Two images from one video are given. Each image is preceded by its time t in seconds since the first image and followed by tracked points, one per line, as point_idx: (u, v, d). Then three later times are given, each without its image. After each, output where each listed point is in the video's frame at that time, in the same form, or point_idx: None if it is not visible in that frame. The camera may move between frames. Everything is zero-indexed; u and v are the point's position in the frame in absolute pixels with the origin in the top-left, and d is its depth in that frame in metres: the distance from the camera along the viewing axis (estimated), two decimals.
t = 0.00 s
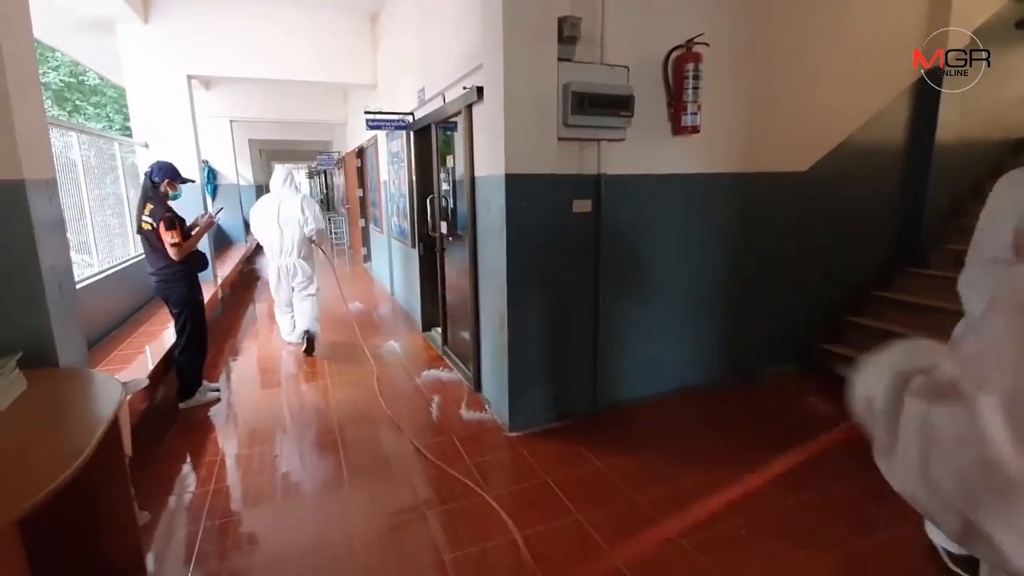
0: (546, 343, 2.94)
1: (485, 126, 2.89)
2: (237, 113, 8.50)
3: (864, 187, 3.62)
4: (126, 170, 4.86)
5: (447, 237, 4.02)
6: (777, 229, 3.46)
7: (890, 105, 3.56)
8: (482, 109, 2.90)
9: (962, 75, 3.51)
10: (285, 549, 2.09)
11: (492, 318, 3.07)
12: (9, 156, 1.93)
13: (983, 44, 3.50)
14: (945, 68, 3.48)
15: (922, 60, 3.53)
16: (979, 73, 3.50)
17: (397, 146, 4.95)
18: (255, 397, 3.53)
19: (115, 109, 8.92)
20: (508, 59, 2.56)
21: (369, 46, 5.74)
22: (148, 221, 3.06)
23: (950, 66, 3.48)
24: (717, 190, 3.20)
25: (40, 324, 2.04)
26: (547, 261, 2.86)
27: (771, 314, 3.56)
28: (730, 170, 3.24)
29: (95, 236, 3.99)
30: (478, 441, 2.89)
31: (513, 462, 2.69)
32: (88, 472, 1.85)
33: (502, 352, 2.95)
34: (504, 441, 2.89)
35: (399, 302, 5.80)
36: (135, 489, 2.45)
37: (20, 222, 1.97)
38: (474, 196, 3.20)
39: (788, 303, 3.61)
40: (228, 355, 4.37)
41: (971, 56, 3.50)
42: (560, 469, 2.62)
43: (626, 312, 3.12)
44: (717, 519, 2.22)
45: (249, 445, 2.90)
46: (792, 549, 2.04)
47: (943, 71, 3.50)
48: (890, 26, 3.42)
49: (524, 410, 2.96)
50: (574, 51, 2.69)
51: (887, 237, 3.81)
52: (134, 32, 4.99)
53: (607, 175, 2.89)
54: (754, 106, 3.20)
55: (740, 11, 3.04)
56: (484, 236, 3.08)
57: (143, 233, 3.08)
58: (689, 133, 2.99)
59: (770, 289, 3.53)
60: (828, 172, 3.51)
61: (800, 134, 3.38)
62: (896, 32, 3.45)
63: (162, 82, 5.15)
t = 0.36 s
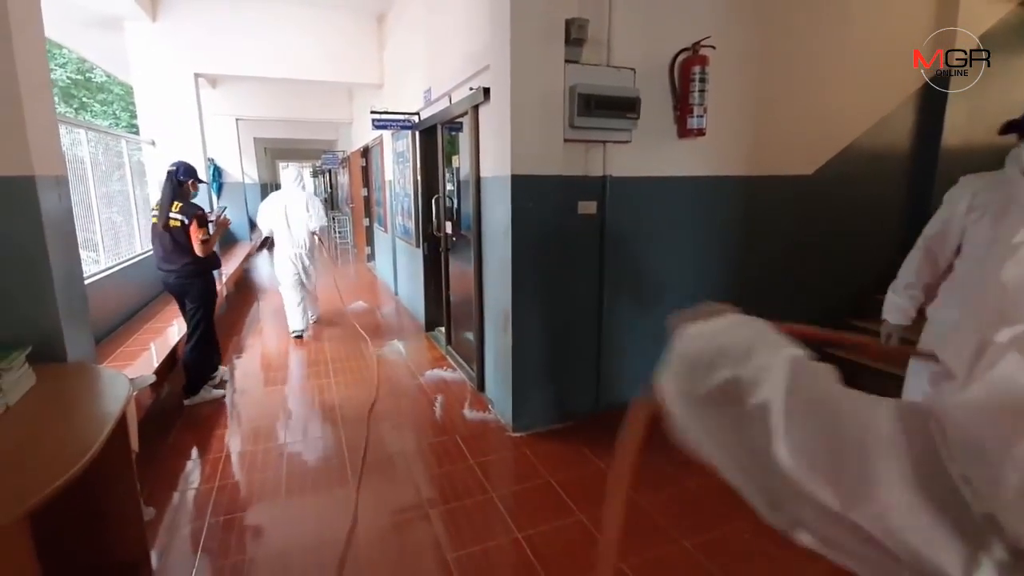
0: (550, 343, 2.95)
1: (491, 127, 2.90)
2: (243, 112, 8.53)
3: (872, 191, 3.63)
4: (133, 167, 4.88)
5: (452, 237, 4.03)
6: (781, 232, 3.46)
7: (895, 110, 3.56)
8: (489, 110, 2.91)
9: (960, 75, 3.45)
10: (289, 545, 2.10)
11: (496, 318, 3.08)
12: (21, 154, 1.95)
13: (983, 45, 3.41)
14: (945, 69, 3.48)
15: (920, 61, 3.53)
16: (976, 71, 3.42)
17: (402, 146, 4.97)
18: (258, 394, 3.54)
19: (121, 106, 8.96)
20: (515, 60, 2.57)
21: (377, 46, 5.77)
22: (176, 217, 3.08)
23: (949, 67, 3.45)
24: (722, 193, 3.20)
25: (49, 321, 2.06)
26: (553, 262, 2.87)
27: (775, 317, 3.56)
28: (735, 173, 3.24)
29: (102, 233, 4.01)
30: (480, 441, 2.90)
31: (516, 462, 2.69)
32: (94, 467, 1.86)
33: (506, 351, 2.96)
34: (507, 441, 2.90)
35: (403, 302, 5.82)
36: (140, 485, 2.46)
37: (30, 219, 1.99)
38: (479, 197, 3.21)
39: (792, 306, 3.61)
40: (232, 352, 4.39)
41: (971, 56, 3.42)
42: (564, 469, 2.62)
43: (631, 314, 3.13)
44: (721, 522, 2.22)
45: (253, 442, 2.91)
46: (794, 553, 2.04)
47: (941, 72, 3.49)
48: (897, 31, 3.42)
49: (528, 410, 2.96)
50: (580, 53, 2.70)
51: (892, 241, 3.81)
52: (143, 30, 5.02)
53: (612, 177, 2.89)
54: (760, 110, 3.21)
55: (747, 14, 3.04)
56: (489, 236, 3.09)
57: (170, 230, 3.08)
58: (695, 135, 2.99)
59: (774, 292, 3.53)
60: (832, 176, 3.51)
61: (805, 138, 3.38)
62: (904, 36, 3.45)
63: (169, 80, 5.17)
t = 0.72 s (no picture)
0: (551, 344, 2.95)
1: (495, 129, 2.91)
2: (247, 111, 8.55)
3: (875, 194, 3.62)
4: (139, 166, 4.90)
5: (454, 238, 4.04)
6: (784, 235, 3.46)
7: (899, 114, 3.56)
8: (493, 111, 2.92)
9: (961, 75, 3.51)
10: (290, 544, 2.11)
11: (498, 319, 3.08)
12: (28, 151, 1.96)
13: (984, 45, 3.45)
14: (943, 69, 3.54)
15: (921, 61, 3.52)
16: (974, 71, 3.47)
17: (405, 147, 4.98)
18: (259, 394, 3.55)
19: (126, 105, 8.99)
20: (519, 61, 2.58)
21: (381, 47, 5.78)
22: (202, 214, 3.27)
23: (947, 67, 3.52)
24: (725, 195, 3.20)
25: (54, 318, 2.07)
26: (555, 263, 2.87)
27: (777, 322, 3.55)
28: (738, 176, 3.24)
29: (107, 231, 4.03)
30: (481, 442, 2.90)
31: (516, 462, 2.69)
32: (96, 464, 1.86)
33: (507, 351, 2.96)
34: (507, 442, 2.89)
35: (404, 302, 5.83)
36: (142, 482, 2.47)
37: (36, 217, 2.00)
38: (482, 198, 3.22)
39: (794, 309, 3.61)
40: (234, 351, 4.40)
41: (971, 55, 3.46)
42: (565, 471, 2.62)
43: (632, 315, 3.13)
44: (723, 527, 2.21)
45: (254, 442, 2.91)
46: (796, 557, 2.03)
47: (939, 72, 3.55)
48: (902, 34, 3.42)
49: (529, 411, 2.96)
50: (584, 55, 2.71)
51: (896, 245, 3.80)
52: (148, 30, 5.04)
53: (615, 179, 2.90)
54: (764, 113, 3.21)
55: (750, 16, 3.04)
56: (492, 237, 3.09)
57: (196, 226, 3.24)
58: (698, 138, 3.00)
59: (776, 294, 3.53)
60: (835, 180, 3.51)
61: (809, 141, 3.38)
62: (908, 40, 3.45)
63: (174, 80, 5.19)
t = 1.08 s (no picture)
0: (551, 346, 2.94)
1: (497, 130, 2.91)
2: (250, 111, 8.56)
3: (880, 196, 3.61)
4: (141, 166, 4.91)
5: (456, 239, 4.04)
6: (785, 239, 3.45)
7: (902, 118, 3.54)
8: (495, 113, 2.93)
9: (961, 75, 3.16)
10: (290, 545, 2.10)
11: (499, 320, 3.09)
12: (32, 151, 1.96)
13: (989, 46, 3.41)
14: (944, 69, 3.21)
15: (921, 60, 3.26)
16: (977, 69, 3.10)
17: (407, 148, 4.98)
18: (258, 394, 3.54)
19: (130, 105, 9.02)
20: (521, 63, 2.58)
21: (384, 48, 5.79)
22: (213, 211, 3.51)
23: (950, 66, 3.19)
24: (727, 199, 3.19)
25: (54, 316, 2.06)
26: (555, 265, 2.86)
27: (778, 325, 3.53)
28: (740, 179, 3.24)
29: (108, 230, 4.03)
30: (482, 445, 2.89)
31: (516, 465, 2.69)
32: (96, 463, 1.86)
33: (508, 353, 2.96)
34: (507, 444, 2.88)
35: (405, 303, 5.84)
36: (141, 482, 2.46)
37: (37, 216, 2.00)
38: (484, 199, 3.21)
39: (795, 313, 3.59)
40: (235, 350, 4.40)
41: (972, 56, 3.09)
42: (565, 474, 2.61)
43: (634, 317, 3.12)
44: (723, 531, 2.20)
45: (253, 442, 2.90)
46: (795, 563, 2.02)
47: (940, 71, 3.23)
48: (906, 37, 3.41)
49: (529, 413, 2.95)
50: (587, 57, 2.70)
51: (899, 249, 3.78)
52: (152, 30, 5.05)
53: (617, 181, 2.89)
54: (766, 116, 3.20)
55: (753, 20, 3.04)
56: (493, 239, 3.09)
57: (209, 222, 3.49)
58: (701, 140, 2.99)
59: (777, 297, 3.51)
60: (839, 184, 3.49)
61: (811, 145, 3.38)
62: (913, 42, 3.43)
63: (177, 80, 5.20)
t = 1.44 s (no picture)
0: (551, 348, 2.92)
1: (498, 131, 2.90)
2: (252, 112, 8.58)
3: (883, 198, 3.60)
4: (141, 167, 4.90)
5: (456, 241, 4.03)
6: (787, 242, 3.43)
7: (905, 120, 3.53)
8: (495, 114, 2.92)
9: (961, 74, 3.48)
10: (288, 547, 2.09)
11: (499, 322, 3.08)
12: (31, 151, 1.96)
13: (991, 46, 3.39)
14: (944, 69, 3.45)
15: (922, 60, 3.39)
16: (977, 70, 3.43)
17: (408, 149, 4.98)
18: (258, 395, 3.54)
19: (132, 106, 9.04)
20: (522, 64, 2.57)
21: (386, 50, 5.80)
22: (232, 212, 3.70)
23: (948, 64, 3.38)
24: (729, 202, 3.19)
25: (52, 316, 2.06)
26: (556, 266, 2.85)
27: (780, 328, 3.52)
28: (741, 181, 3.22)
29: (109, 230, 4.03)
30: (482, 447, 2.87)
31: (516, 468, 2.67)
32: (94, 464, 1.85)
33: (508, 354, 2.95)
34: (507, 447, 2.87)
35: (406, 304, 5.83)
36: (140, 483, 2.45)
37: (35, 216, 1.99)
38: (484, 200, 3.20)
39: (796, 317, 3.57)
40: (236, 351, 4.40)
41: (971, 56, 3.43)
42: (565, 477, 2.59)
43: (635, 319, 3.11)
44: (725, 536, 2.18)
45: (252, 443, 2.89)
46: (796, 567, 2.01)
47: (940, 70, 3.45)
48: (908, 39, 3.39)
49: (528, 416, 2.94)
50: (588, 58, 2.69)
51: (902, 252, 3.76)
52: (153, 31, 5.05)
53: (618, 183, 2.88)
54: (767, 118, 3.19)
55: (755, 22, 3.03)
56: (494, 241, 3.08)
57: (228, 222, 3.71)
58: (702, 142, 2.98)
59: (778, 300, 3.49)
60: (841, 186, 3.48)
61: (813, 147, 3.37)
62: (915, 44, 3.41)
63: (178, 81, 5.20)
